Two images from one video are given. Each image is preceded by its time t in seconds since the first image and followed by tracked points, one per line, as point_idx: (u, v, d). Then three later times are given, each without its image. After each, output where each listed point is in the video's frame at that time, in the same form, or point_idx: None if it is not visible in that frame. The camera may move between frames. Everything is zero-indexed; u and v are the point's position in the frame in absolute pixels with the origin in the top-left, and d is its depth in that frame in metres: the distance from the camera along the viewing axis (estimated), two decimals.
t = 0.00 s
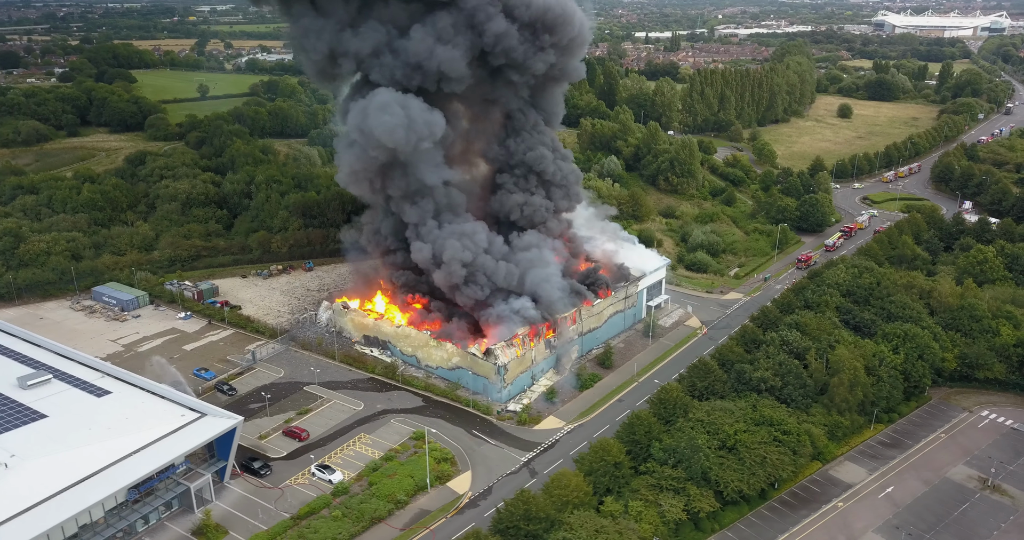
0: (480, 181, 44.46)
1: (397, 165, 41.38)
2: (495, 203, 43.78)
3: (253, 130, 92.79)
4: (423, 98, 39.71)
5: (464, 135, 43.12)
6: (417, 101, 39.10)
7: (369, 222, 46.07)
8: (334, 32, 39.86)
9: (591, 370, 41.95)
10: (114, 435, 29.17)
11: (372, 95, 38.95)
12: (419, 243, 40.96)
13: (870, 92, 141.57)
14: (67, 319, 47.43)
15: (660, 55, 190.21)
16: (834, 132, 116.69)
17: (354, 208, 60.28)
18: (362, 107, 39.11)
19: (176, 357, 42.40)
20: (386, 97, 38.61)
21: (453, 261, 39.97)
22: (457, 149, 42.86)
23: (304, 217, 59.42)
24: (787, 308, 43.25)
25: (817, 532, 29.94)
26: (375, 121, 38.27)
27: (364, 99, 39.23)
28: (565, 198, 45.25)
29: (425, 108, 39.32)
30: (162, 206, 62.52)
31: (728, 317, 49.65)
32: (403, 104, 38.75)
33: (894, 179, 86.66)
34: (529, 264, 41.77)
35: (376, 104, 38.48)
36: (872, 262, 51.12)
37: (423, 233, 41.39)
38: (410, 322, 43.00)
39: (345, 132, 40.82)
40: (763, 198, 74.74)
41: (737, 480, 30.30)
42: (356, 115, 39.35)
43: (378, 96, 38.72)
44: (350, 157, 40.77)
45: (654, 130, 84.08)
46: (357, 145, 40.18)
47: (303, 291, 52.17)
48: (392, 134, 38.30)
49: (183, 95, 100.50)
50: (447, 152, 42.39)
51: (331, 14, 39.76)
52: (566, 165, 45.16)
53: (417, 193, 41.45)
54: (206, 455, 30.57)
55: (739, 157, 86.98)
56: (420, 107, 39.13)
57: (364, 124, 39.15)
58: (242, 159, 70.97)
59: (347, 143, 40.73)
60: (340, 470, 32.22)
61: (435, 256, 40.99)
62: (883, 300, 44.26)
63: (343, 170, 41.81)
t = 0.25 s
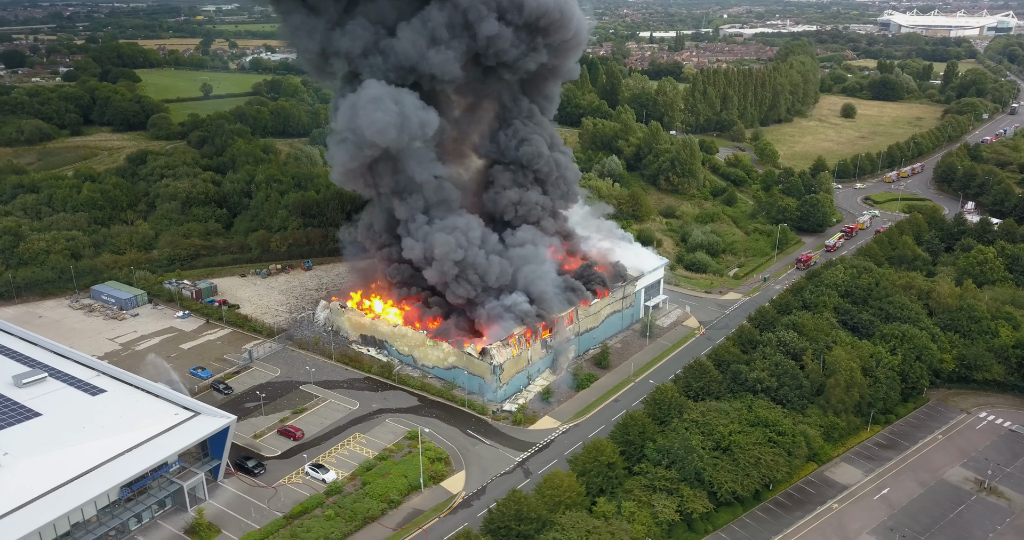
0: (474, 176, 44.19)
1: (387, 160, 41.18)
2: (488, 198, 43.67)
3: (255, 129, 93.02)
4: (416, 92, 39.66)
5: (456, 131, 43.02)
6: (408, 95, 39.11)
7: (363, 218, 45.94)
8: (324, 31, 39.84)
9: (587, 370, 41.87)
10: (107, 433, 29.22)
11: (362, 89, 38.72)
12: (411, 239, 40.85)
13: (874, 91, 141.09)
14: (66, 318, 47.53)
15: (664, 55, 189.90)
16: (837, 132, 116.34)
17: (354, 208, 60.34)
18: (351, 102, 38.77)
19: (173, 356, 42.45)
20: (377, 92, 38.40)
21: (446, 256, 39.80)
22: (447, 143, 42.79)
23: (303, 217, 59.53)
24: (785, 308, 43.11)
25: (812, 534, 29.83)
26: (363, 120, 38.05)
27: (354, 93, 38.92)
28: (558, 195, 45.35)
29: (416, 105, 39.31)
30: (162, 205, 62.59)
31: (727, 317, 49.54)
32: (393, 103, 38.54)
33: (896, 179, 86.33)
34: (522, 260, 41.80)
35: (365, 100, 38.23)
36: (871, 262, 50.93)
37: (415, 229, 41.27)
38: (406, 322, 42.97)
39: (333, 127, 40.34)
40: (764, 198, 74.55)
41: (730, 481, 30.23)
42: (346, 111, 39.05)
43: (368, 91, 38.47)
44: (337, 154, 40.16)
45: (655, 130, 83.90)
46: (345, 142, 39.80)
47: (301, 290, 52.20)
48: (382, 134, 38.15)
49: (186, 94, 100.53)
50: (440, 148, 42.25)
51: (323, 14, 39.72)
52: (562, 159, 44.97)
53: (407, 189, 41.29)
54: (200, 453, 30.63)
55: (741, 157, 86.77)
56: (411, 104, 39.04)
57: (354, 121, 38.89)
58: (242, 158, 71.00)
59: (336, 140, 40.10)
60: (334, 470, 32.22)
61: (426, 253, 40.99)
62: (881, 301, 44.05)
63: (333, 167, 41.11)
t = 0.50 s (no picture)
0: (471, 171, 44.05)
1: (381, 155, 40.99)
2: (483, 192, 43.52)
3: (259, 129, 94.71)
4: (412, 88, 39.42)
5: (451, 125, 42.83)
6: (403, 89, 38.81)
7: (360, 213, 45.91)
8: (316, 31, 40.22)
9: (585, 370, 41.79)
10: (102, 432, 29.32)
11: (356, 80, 38.37)
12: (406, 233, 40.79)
13: (880, 91, 140.43)
14: (66, 316, 47.72)
15: (670, 54, 189.33)
16: (842, 132, 115.86)
17: (355, 207, 60.47)
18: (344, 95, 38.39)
19: (171, 354, 42.58)
20: (371, 86, 38.07)
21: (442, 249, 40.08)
22: (443, 137, 42.60)
23: (304, 216, 59.76)
24: (784, 309, 42.91)
25: (807, 536, 29.69)
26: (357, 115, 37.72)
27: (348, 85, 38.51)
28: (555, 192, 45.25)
29: (413, 99, 38.97)
30: (164, 204, 62.77)
31: (726, 317, 49.38)
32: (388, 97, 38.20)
33: (900, 180, 85.89)
34: (519, 254, 41.68)
35: (358, 93, 37.91)
36: (873, 263, 50.67)
37: (410, 224, 41.14)
38: (404, 321, 43.01)
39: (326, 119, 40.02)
40: (767, 198, 74.29)
41: (725, 483, 30.12)
42: (338, 105, 38.70)
43: (363, 84, 38.12)
44: (331, 147, 39.88)
45: (658, 130, 83.69)
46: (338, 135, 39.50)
47: (301, 290, 52.31)
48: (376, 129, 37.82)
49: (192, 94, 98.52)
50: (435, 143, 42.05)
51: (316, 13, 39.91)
52: (560, 155, 44.77)
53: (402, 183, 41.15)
54: (194, 452, 30.72)
55: (745, 157, 86.49)
56: (406, 98, 38.71)
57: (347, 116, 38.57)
58: (245, 157, 71.15)
59: (330, 136, 39.89)
60: (329, 469, 32.24)
61: (421, 248, 40.86)
62: (881, 302, 43.78)
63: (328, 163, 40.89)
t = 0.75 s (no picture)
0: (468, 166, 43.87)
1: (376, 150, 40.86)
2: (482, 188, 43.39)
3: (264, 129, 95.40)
4: (409, 86, 39.29)
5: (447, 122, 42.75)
6: (397, 83, 38.75)
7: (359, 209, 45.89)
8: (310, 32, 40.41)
9: (583, 370, 41.69)
10: (96, 430, 29.41)
11: (350, 75, 38.31)
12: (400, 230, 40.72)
13: (887, 92, 139.70)
14: (67, 314, 47.96)
15: (676, 54, 188.92)
16: (848, 132, 115.31)
17: (356, 206, 60.64)
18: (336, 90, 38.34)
19: (170, 353, 42.71)
20: (364, 80, 38.00)
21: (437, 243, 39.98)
22: (439, 133, 42.54)
23: (305, 215, 59.99)
24: (783, 310, 42.71)
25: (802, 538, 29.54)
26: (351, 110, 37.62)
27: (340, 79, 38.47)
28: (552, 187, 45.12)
29: (406, 92, 38.90)
30: (166, 203, 62.99)
31: (726, 318, 49.19)
32: (381, 92, 38.11)
33: (905, 180, 85.39)
34: (516, 251, 41.34)
35: (351, 87, 37.84)
36: (874, 264, 50.42)
37: (405, 220, 41.07)
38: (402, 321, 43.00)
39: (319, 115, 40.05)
40: (770, 198, 74.01)
41: (720, 484, 30.00)
42: (331, 99, 38.67)
43: (356, 78, 38.06)
44: (325, 143, 39.78)
45: (661, 130, 83.56)
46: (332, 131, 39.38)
47: (301, 288, 52.42)
48: (370, 124, 37.70)
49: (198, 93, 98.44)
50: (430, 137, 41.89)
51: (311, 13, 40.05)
52: (558, 151, 44.56)
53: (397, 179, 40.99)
54: (189, 450, 30.78)
55: (748, 157, 86.22)
56: (399, 92, 38.64)
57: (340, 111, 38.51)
58: (248, 156, 71.39)
59: (324, 133, 39.66)
60: (323, 468, 32.25)
61: (417, 245, 40.76)
62: (882, 303, 43.51)
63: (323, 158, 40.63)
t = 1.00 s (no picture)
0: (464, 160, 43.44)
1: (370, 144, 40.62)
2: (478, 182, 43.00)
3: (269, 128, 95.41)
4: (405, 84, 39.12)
5: (441, 115, 42.51)
6: (391, 74, 38.55)
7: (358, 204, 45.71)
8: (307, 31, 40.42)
9: (580, 370, 41.60)
10: (91, 428, 29.49)
11: (342, 65, 38.08)
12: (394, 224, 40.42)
13: (894, 92, 138.95)
14: (67, 312, 48.18)
15: (683, 54, 188.51)
16: (853, 132, 114.77)
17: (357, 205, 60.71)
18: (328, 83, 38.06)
19: (169, 351, 42.84)
20: (357, 76, 37.66)
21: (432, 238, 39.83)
22: (433, 127, 42.38)
23: (306, 214, 60.10)
24: (782, 311, 42.50)
25: None
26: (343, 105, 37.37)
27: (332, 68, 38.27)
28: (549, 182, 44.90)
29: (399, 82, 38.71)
30: (168, 202, 63.18)
31: (726, 319, 49.00)
32: (374, 87, 37.79)
33: (910, 181, 84.91)
34: (512, 246, 40.95)
35: (343, 81, 37.51)
36: (875, 266, 50.16)
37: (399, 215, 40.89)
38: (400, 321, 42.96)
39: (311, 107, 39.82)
40: (773, 198, 73.71)
41: (714, 485, 29.86)
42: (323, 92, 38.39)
43: (348, 69, 37.81)
44: (318, 136, 39.54)
45: (664, 130, 83.35)
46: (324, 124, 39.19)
47: (301, 287, 52.52)
48: (363, 119, 37.56)
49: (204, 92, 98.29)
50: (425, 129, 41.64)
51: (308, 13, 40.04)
52: (555, 144, 44.07)
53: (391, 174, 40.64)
54: (184, 448, 30.79)
55: (752, 157, 85.93)
56: (392, 84, 38.42)
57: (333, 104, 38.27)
58: (251, 155, 71.55)
59: (318, 130, 39.43)
60: (318, 467, 32.28)
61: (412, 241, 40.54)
62: (881, 304, 43.24)
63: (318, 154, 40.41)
